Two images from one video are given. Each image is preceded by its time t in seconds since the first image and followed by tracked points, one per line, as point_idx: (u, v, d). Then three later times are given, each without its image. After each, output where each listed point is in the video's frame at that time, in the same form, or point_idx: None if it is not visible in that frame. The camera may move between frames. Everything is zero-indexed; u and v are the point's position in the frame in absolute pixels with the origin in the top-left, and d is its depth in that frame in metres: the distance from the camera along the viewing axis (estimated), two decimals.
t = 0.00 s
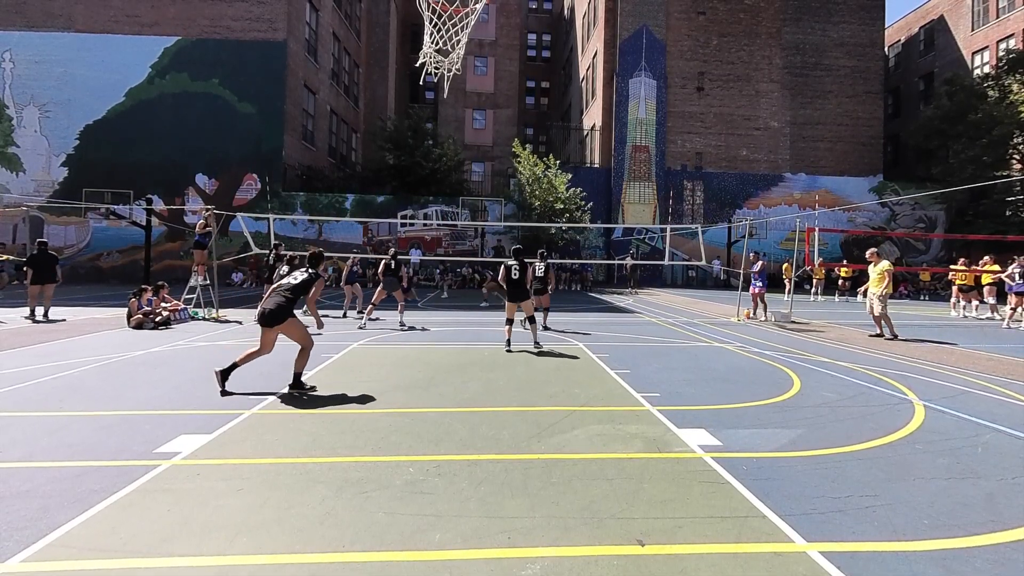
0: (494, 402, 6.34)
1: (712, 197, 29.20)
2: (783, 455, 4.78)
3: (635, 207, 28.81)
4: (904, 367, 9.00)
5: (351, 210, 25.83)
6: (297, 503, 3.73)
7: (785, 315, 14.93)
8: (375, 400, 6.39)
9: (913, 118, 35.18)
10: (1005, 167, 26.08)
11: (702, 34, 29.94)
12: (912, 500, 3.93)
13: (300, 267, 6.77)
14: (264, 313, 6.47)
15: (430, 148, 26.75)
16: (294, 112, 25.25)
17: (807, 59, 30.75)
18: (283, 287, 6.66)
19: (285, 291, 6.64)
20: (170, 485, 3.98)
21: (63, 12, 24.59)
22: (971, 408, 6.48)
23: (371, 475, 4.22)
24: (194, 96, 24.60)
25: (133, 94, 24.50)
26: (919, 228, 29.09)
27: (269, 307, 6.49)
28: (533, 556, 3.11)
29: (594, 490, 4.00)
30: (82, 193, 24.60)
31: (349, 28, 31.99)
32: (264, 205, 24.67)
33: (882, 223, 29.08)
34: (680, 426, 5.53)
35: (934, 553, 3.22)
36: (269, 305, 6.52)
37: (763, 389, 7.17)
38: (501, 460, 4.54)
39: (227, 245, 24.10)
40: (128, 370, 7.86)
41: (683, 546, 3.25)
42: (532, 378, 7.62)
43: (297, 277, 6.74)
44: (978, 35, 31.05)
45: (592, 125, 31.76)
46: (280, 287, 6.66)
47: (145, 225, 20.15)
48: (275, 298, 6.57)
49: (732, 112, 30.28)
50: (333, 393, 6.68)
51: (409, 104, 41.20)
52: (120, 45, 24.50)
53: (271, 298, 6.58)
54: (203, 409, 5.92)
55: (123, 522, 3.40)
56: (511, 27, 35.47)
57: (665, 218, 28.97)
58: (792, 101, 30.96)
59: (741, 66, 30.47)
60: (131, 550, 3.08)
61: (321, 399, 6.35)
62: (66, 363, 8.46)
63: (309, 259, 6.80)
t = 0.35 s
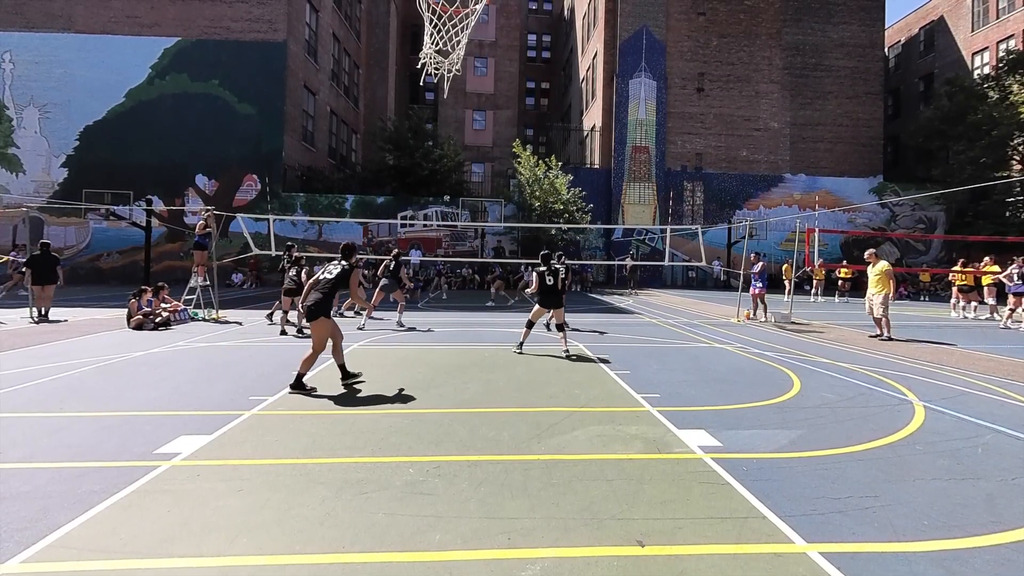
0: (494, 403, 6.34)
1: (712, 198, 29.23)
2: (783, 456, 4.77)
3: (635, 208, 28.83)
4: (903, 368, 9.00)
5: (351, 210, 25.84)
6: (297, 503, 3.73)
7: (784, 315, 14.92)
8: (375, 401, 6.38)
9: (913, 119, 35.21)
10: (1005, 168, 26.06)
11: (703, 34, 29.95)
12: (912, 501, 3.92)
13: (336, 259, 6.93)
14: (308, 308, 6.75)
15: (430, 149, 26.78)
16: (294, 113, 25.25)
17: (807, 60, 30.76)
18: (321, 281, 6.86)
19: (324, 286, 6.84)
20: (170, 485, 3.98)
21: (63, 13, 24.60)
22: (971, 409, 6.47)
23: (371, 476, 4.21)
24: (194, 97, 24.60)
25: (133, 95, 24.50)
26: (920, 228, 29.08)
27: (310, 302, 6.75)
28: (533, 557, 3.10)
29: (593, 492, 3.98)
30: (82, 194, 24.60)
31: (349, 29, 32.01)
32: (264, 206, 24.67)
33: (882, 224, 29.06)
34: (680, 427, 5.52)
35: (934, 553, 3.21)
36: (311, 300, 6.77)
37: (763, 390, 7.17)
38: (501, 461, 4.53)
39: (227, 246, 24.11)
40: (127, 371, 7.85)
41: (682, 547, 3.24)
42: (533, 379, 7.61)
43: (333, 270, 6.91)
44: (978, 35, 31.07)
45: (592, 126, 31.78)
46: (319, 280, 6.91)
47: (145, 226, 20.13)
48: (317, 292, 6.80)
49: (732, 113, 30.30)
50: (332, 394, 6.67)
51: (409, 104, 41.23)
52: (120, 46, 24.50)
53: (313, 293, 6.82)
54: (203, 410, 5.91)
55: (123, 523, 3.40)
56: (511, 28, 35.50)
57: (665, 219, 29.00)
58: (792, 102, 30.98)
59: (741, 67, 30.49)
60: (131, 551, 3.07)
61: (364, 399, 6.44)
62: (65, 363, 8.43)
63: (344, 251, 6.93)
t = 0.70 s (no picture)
0: (494, 404, 6.33)
1: (712, 198, 29.24)
2: (783, 457, 4.76)
3: (635, 208, 28.83)
4: (903, 368, 8.99)
5: (351, 211, 25.83)
6: (297, 504, 3.72)
7: (784, 316, 14.90)
8: (376, 401, 6.37)
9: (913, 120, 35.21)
10: (1005, 169, 26.05)
11: (702, 35, 29.97)
12: (912, 501, 3.91)
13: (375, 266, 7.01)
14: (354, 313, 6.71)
15: (430, 150, 26.78)
16: (294, 114, 25.27)
17: (806, 61, 30.77)
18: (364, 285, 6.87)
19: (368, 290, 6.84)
20: (170, 486, 3.97)
21: (63, 13, 24.59)
22: (972, 409, 6.46)
23: (371, 477, 4.20)
24: (194, 98, 24.61)
25: (133, 96, 24.50)
26: (920, 229, 29.07)
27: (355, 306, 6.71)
28: (533, 557, 3.10)
29: (594, 492, 3.98)
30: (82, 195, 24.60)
31: (349, 30, 32.02)
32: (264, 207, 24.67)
33: (882, 225, 29.05)
34: (680, 428, 5.50)
35: (934, 554, 3.20)
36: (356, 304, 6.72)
37: (763, 391, 7.15)
38: (500, 462, 4.53)
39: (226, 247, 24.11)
40: (127, 372, 7.84)
41: (682, 547, 3.23)
42: (532, 380, 7.60)
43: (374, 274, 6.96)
44: (978, 36, 31.08)
45: (592, 126, 31.78)
46: (364, 287, 6.95)
47: (144, 227, 20.11)
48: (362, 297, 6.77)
49: (732, 114, 30.29)
50: (332, 395, 6.65)
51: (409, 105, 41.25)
52: (119, 47, 24.50)
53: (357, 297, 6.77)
54: (202, 411, 5.90)
55: (123, 523, 3.39)
56: (511, 28, 35.51)
57: (665, 220, 29.03)
58: (792, 103, 30.99)
59: (741, 68, 30.48)
60: (132, 551, 3.07)
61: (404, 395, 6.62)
62: (65, 364, 8.43)
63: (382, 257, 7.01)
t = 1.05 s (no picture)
0: (494, 404, 6.33)
1: (712, 199, 29.21)
2: (783, 458, 4.75)
3: (635, 209, 28.83)
4: (903, 369, 8.98)
5: (351, 212, 25.83)
6: (297, 505, 3.71)
7: (784, 317, 14.89)
8: (375, 402, 6.36)
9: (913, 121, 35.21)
10: (1006, 170, 26.03)
11: (702, 36, 29.97)
12: (913, 502, 3.90)
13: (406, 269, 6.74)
14: (394, 314, 6.37)
15: (430, 151, 26.77)
16: (294, 114, 25.27)
17: (806, 62, 30.78)
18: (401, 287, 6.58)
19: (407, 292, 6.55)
20: (170, 487, 3.95)
21: (63, 14, 24.59)
22: (972, 410, 6.45)
23: (371, 478, 4.19)
24: (194, 99, 24.61)
25: (133, 96, 24.50)
26: (919, 230, 29.06)
27: (397, 307, 6.40)
28: (533, 558, 3.08)
29: (594, 493, 3.97)
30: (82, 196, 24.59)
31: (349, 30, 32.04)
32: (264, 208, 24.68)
33: (882, 226, 29.04)
34: (680, 429, 5.49)
35: (935, 555, 3.19)
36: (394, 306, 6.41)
37: (763, 392, 7.14)
38: (501, 463, 4.52)
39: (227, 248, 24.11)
40: (127, 373, 7.84)
41: (682, 549, 3.22)
42: (532, 381, 7.59)
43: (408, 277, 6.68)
44: (978, 37, 31.09)
45: (592, 127, 31.78)
46: (398, 290, 6.63)
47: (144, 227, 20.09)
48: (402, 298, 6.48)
49: (732, 115, 30.29)
50: (331, 396, 6.63)
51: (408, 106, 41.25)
52: (119, 48, 24.50)
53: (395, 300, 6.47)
54: (201, 412, 5.88)
55: (123, 524, 3.38)
56: (511, 29, 35.51)
57: (665, 221, 29.01)
58: (792, 104, 31.00)
59: (741, 69, 30.48)
60: (132, 552, 3.06)
61: (437, 398, 6.54)
62: (64, 365, 8.42)
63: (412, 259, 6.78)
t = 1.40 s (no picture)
0: (495, 405, 6.31)
1: (712, 200, 29.19)
2: (783, 459, 4.74)
3: (635, 210, 28.79)
4: (903, 370, 8.98)
5: (351, 213, 25.85)
6: (297, 506, 3.70)
7: (784, 318, 14.90)
8: (376, 403, 6.36)
9: (913, 122, 35.24)
10: (1006, 171, 26.05)
11: (703, 37, 29.99)
12: (912, 503, 3.89)
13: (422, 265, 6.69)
14: (414, 312, 6.27)
15: (430, 152, 26.78)
16: (295, 115, 25.26)
17: (806, 63, 30.79)
18: (419, 284, 6.49)
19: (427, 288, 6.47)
20: (170, 488, 3.94)
21: (63, 15, 24.61)
22: (972, 411, 6.44)
23: (372, 479, 4.18)
24: (194, 100, 24.61)
25: (133, 97, 24.50)
26: (919, 231, 29.06)
27: (418, 304, 6.30)
28: (533, 559, 3.08)
29: (593, 493, 3.97)
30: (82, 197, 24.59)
31: (349, 31, 32.06)
32: (264, 209, 24.70)
33: (882, 227, 29.06)
34: (680, 429, 5.49)
35: (935, 556, 3.18)
36: (414, 302, 6.32)
37: (763, 392, 7.14)
38: (500, 463, 4.52)
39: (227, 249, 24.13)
40: (127, 373, 7.84)
41: (682, 549, 3.21)
42: (532, 381, 7.59)
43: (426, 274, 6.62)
44: (978, 38, 31.11)
45: (592, 128, 31.79)
46: (416, 287, 6.54)
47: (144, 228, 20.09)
48: (423, 295, 6.39)
49: (732, 116, 30.30)
50: (331, 397, 6.63)
51: (408, 107, 41.27)
52: (119, 48, 24.50)
53: (416, 296, 6.36)
54: (202, 413, 5.89)
55: (123, 526, 3.37)
56: (511, 30, 35.50)
57: (665, 221, 28.99)
58: (792, 104, 31.01)
59: (741, 69, 30.50)
60: (132, 554, 3.04)
61: (458, 403, 6.35)
62: (64, 365, 8.41)
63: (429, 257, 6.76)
